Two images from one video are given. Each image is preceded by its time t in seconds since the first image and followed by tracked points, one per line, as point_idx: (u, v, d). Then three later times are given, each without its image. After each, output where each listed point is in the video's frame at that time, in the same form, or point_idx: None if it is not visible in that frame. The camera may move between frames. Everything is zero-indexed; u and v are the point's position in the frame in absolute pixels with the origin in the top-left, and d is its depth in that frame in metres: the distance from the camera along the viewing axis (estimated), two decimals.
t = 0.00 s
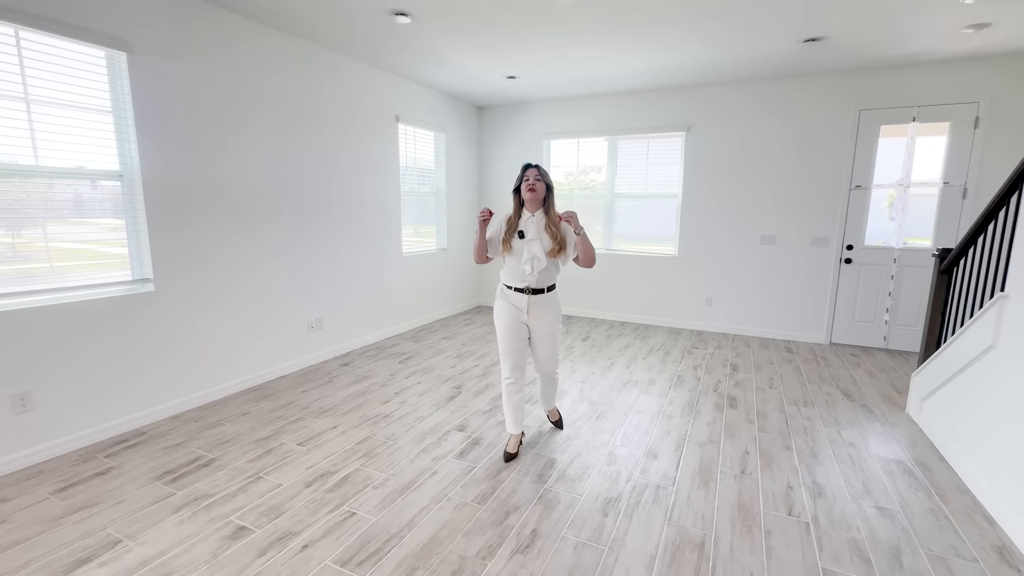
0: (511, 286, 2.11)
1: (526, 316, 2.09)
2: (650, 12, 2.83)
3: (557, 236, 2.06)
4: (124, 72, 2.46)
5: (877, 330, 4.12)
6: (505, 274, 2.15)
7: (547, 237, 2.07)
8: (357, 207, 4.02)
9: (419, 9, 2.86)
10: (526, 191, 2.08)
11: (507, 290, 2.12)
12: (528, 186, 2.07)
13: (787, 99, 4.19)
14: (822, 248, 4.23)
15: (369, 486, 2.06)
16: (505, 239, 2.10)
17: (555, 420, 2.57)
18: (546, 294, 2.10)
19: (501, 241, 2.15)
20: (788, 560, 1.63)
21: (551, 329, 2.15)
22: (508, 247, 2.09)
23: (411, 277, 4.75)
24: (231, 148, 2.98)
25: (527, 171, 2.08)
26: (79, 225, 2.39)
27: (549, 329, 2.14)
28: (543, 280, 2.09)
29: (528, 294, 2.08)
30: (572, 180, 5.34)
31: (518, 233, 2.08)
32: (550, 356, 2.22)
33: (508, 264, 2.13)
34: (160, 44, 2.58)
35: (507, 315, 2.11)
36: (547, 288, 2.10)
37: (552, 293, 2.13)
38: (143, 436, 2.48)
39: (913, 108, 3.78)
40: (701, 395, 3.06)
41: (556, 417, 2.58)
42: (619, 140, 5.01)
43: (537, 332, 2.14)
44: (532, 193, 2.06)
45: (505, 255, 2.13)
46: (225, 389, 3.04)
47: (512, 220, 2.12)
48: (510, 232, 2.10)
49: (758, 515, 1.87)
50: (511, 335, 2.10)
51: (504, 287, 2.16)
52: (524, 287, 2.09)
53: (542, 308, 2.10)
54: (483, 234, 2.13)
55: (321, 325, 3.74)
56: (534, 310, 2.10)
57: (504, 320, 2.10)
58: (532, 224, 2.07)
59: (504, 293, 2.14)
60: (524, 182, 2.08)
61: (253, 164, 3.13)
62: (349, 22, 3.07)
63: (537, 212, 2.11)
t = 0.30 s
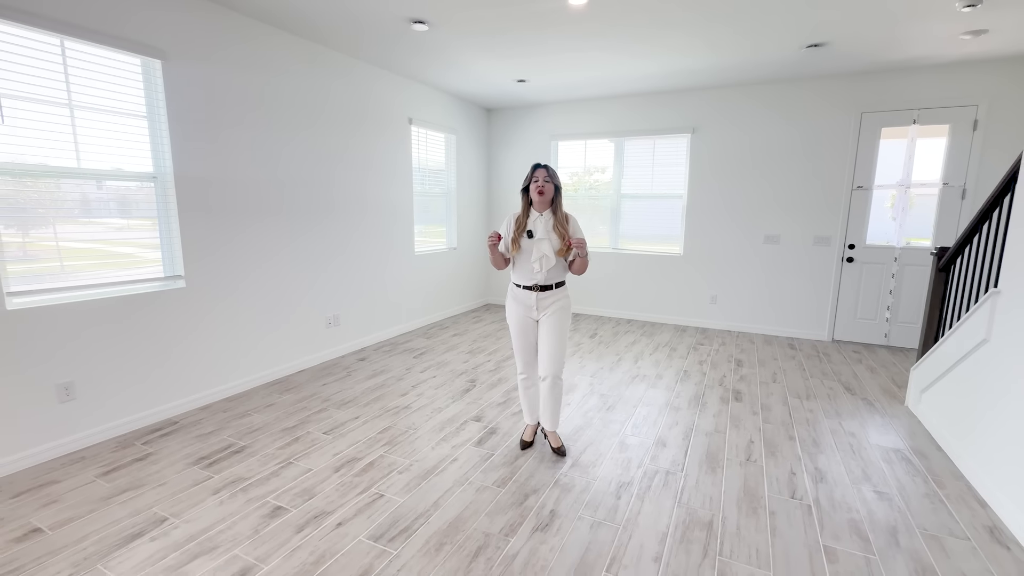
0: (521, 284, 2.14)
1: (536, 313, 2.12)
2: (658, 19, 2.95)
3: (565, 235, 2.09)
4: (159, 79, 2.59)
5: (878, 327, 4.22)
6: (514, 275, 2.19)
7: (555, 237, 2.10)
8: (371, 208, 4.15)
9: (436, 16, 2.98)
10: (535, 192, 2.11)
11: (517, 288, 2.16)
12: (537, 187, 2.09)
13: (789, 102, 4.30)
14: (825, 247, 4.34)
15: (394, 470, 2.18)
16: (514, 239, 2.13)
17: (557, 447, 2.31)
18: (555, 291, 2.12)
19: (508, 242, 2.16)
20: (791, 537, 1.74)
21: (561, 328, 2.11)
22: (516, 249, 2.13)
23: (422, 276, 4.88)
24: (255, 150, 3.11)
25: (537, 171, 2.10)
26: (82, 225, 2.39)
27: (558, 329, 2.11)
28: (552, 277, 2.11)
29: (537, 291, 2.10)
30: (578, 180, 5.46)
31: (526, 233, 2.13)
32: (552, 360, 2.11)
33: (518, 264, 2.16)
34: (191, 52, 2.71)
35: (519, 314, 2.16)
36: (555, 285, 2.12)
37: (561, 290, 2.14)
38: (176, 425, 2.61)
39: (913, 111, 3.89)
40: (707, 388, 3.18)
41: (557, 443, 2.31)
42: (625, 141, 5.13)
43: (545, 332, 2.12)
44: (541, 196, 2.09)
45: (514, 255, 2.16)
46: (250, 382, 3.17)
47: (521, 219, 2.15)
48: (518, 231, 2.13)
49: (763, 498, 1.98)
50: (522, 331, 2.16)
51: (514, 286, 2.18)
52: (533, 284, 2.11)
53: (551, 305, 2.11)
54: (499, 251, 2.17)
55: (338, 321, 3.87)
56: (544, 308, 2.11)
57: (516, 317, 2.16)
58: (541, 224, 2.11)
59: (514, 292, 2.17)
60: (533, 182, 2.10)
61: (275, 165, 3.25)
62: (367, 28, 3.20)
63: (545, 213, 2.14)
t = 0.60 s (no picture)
0: (528, 288, 2.12)
1: (544, 317, 2.09)
2: (663, 26, 3.03)
3: (574, 238, 2.06)
4: (183, 87, 2.70)
5: (878, 326, 4.30)
6: (522, 279, 2.17)
7: (564, 240, 2.07)
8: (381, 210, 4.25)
9: (447, 24, 3.08)
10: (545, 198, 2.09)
11: (525, 291, 2.14)
12: (548, 193, 2.07)
13: (791, 105, 4.38)
14: (826, 247, 4.41)
15: (410, 463, 2.27)
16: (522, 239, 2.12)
17: (562, 462, 2.20)
18: (563, 295, 2.08)
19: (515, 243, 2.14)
20: (791, 525, 1.83)
21: (569, 332, 2.08)
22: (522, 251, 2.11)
23: (430, 275, 4.97)
24: (271, 154, 3.21)
25: (547, 177, 2.07)
26: (89, 227, 2.41)
27: (566, 332, 2.08)
28: (559, 281, 2.08)
29: (544, 295, 2.07)
30: (582, 180, 5.54)
31: (534, 235, 2.11)
32: (562, 362, 2.08)
33: (526, 267, 2.14)
34: (212, 60, 2.81)
35: (527, 317, 2.13)
36: (563, 288, 2.09)
37: (569, 294, 2.10)
38: (198, 419, 2.71)
39: (913, 115, 3.96)
40: (710, 386, 3.26)
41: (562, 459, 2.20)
42: (629, 143, 5.21)
43: (551, 337, 2.09)
44: (552, 203, 2.07)
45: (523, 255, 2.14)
46: (266, 378, 3.27)
47: (528, 221, 2.12)
48: (525, 234, 2.11)
49: (765, 489, 2.07)
50: (530, 334, 2.15)
51: (522, 289, 2.17)
52: (539, 288, 2.08)
53: (560, 309, 2.08)
54: (508, 249, 2.16)
55: (350, 320, 3.97)
56: (551, 311, 2.08)
57: (524, 321, 2.15)
58: (549, 226, 2.08)
59: (521, 296, 2.15)
60: (544, 188, 2.07)
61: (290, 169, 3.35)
62: (380, 35, 3.29)
63: (554, 217, 2.11)
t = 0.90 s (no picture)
0: (545, 293, 2.13)
1: (562, 323, 2.11)
2: (669, 30, 3.11)
3: (591, 240, 2.09)
4: (204, 90, 2.79)
5: (880, 324, 4.36)
6: (537, 283, 2.17)
7: (581, 241, 2.10)
8: (391, 209, 4.33)
9: (457, 28, 3.16)
10: (561, 200, 2.13)
11: (541, 297, 2.15)
12: (565, 194, 2.11)
13: (794, 106, 4.45)
14: (829, 247, 4.48)
15: (425, 452, 2.36)
16: (538, 242, 2.15)
17: (574, 470, 2.13)
18: (580, 299, 2.11)
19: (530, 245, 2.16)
20: (793, 511, 1.91)
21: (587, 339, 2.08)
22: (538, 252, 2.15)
23: (438, 274, 5.06)
24: (286, 155, 3.30)
25: (564, 177, 2.12)
26: (92, 227, 2.42)
27: (584, 338, 2.08)
28: (575, 285, 2.10)
29: (561, 300, 2.09)
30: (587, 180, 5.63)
31: (550, 237, 2.14)
32: (580, 370, 2.06)
33: (541, 270, 2.15)
34: (232, 64, 2.91)
35: (542, 323, 2.15)
36: (580, 292, 2.11)
37: (586, 298, 2.12)
38: (219, 412, 2.81)
39: (914, 116, 4.03)
40: (714, 381, 3.34)
41: (577, 467, 2.13)
42: (634, 144, 5.29)
43: (569, 344, 2.10)
44: (568, 204, 2.13)
45: (538, 258, 2.16)
46: (281, 372, 3.37)
47: (544, 223, 2.16)
48: (542, 236, 2.15)
49: (768, 478, 2.15)
50: (545, 339, 2.16)
51: (538, 294, 2.18)
52: (556, 293, 2.10)
53: (577, 314, 2.10)
54: (525, 253, 2.19)
55: (361, 317, 4.06)
56: (569, 317, 2.10)
57: (539, 327, 2.16)
58: (565, 229, 2.12)
59: (538, 301, 2.16)
60: (561, 189, 2.11)
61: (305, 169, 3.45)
62: (393, 39, 3.38)
63: (570, 219, 2.16)
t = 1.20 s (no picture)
0: (558, 290, 2.18)
1: (574, 320, 2.15)
2: (675, 34, 3.20)
3: (605, 234, 2.13)
4: (225, 94, 2.90)
5: (880, 321, 4.44)
6: (551, 280, 2.22)
7: (595, 236, 2.14)
8: (400, 208, 4.42)
9: (468, 33, 3.26)
10: (573, 197, 2.17)
11: (555, 295, 2.20)
12: (577, 191, 2.14)
13: (797, 107, 4.52)
14: (830, 245, 4.56)
15: (439, 442, 2.45)
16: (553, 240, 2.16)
17: (584, 458, 2.22)
18: (594, 296, 2.15)
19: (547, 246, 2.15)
20: (794, 497, 1.99)
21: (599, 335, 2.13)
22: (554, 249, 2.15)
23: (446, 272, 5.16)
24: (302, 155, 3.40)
25: (576, 174, 2.14)
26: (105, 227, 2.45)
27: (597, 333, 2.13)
28: (590, 281, 2.14)
29: (574, 296, 2.14)
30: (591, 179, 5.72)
31: (564, 234, 2.17)
32: (593, 367, 2.15)
33: (556, 267, 2.19)
34: (251, 68, 3.02)
35: (554, 318, 2.19)
36: (594, 289, 2.15)
37: (600, 295, 2.16)
38: (239, 404, 2.91)
39: (914, 117, 4.10)
40: (717, 376, 3.43)
41: (586, 455, 2.22)
42: (638, 144, 5.37)
43: (583, 340, 2.14)
44: (581, 200, 2.15)
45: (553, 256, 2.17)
46: (297, 366, 3.47)
47: (558, 220, 2.18)
48: (556, 232, 2.17)
49: (770, 466, 2.23)
50: (556, 336, 2.18)
51: (552, 292, 2.23)
52: (570, 289, 2.14)
53: (589, 311, 2.13)
54: (542, 252, 2.17)
55: (372, 314, 4.16)
56: (581, 314, 2.14)
57: (551, 322, 2.20)
58: (578, 225, 2.15)
59: (552, 297, 2.22)
60: (573, 186, 2.14)
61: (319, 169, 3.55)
62: (405, 42, 3.48)
63: (582, 215, 2.19)
